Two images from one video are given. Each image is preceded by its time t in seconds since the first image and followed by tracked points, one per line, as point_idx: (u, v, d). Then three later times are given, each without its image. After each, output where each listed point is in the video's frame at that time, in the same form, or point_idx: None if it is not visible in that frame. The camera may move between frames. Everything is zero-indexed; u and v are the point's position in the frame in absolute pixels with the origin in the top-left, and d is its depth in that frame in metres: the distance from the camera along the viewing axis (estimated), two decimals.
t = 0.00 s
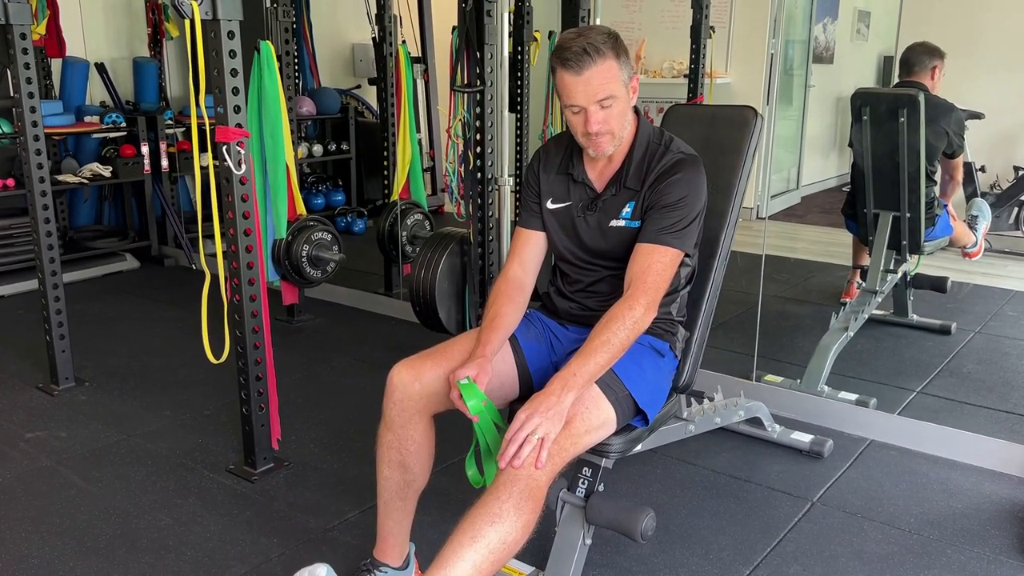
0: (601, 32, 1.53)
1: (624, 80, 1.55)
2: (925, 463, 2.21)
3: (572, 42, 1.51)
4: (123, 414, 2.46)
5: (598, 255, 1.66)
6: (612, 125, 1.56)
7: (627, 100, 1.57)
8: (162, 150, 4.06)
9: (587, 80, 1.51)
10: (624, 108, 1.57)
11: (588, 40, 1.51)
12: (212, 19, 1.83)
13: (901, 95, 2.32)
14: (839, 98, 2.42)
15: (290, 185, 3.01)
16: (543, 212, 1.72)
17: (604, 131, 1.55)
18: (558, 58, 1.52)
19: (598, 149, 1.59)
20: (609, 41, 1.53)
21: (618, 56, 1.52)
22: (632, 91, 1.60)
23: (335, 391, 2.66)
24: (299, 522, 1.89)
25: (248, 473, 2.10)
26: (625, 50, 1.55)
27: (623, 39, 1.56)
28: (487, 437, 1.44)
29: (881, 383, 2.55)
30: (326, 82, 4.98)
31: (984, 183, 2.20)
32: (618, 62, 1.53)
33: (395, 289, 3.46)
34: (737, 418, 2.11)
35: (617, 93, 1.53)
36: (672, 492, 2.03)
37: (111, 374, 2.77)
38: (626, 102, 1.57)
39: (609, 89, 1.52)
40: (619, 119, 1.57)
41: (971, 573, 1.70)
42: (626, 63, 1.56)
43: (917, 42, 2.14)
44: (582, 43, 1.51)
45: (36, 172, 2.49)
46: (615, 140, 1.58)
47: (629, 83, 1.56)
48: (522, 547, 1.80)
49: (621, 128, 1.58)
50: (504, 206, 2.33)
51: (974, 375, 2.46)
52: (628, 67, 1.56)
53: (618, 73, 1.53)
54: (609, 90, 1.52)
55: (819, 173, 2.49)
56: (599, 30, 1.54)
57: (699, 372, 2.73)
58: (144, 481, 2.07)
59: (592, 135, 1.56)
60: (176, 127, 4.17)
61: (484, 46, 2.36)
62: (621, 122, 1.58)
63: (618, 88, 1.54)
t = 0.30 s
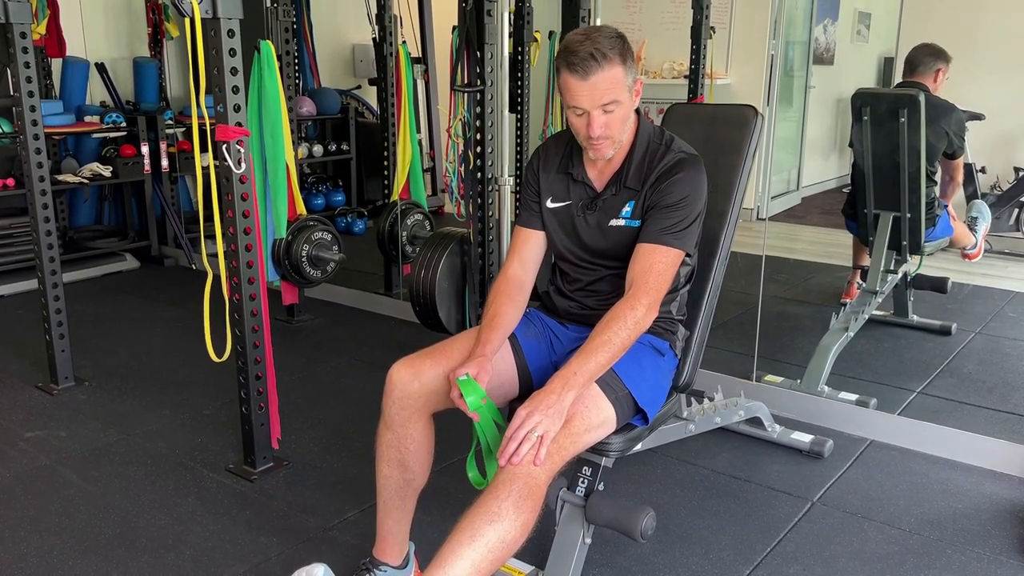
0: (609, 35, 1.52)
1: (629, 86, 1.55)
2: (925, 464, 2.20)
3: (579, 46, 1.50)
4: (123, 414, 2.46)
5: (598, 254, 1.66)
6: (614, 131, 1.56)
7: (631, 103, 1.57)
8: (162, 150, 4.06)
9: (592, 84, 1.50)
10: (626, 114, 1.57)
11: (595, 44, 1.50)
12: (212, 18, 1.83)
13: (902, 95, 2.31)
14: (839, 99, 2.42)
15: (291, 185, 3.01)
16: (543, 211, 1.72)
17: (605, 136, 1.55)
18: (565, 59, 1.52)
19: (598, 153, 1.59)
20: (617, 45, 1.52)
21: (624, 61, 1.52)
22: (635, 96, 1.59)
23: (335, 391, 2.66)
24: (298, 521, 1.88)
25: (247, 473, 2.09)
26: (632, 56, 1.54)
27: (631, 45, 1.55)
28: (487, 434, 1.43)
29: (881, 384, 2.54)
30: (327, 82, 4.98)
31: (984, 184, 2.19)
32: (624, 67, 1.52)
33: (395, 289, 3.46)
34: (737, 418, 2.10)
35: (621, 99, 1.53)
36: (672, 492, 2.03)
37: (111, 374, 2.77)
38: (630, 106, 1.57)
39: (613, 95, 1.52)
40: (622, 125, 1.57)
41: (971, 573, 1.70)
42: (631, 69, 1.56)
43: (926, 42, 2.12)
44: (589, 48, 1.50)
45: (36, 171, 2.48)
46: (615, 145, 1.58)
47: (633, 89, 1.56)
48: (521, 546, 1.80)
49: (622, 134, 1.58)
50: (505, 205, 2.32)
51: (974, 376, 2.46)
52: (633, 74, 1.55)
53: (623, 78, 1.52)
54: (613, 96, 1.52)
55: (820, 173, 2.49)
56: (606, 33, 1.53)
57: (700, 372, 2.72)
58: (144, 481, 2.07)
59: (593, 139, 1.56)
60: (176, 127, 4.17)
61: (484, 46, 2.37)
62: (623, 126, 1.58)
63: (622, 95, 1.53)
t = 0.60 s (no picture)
0: (630, 35, 1.55)
1: (647, 86, 1.56)
2: (926, 464, 2.20)
3: (606, 39, 1.52)
4: (123, 413, 2.46)
5: (598, 253, 1.66)
6: (630, 127, 1.56)
7: (645, 105, 1.58)
8: (163, 150, 4.07)
9: (617, 77, 1.51)
10: (641, 114, 1.58)
11: (621, 38, 1.52)
12: (213, 16, 1.83)
13: (903, 95, 2.30)
14: (839, 101, 2.42)
15: (291, 185, 3.02)
16: (544, 211, 1.71)
17: (621, 131, 1.55)
18: (589, 50, 1.52)
19: (609, 150, 1.57)
20: (638, 45, 1.54)
21: (645, 60, 1.54)
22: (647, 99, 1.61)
23: (335, 390, 2.65)
24: (299, 520, 1.88)
25: (248, 472, 2.09)
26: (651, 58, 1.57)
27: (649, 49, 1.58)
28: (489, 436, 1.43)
29: (882, 384, 2.53)
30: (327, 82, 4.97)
31: (986, 185, 2.21)
32: (645, 66, 1.54)
33: (396, 289, 3.45)
34: (738, 418, 2.10)
35: (641, 96, 1.54)
36: (673, 491, 2.02)
37: (112, 373, 2.76)
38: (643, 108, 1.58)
39: (634, 91, 1.53)
40: (635, 124, 1.57)
41: (973, 573, 1.69)
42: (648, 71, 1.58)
43: (928, 42, 2.13)
44: (616, 41, 1.52)
45: (37, 170, 2.48)
46: (627, 144, 1.58)
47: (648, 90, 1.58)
48: (522, 545, 1.80)
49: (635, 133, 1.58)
50: (505, 204, 2.33)
51: (975, 376, 2.45)
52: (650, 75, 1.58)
53: (644, 75, 1.54)
54: (635, 91, 1.53)
55: (821, 174, 2.49)
56: (628, 33, 1.55)
57: (701, 372, 2.72)
58: (144, 479, 2.06)
59: (608, 133, 1.55)
60: (176, 127, 4.17)
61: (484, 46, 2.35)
62: (635, 126, 1.58)
63: (642, 92, 1.55)
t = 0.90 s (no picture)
0: (631, 28, 1.55)
1: (647, 80, 1.56)
2: (928, 464, 2.19)
3: (606, 32, 1.51)
4: (124, 412, 2.46)
5: (599, 250, 1.66)
6: (629, 121, 1.55)
7: (645, 98, 1.58)
8: (165, 150, 4.07)
9: (616, 69, 1.50)
10: (641, 107, 1.57)
11: (621, 31, 1.51)
12: (214, 15, 1.83)
13: (905, 95, 2.30)
14: (841, 101, 2.41)
15: (292, 184, 3.02)
16: (545, 207, 1.71)
17: (620, 124, 1.55)
18: (589, 43, 1.52)
19: (609, 143, 1.57)
20: (638, 38, 1.54)
21: (645, 53, 1.54)
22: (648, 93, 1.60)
23: (336, 389, 2.65)
24: (299, 519, 1.88)
25: (248, 471, 2.09)
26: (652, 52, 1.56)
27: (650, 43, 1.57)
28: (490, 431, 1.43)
29: (884, 384, 2.52)
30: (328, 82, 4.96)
31: (987, 184, 2.22)
32: (645, 59, 1.54)
33: (397, 289, 3.45)
34: (739, 417, 2.09)
35: (640, 89, 1.53)
36: (674, 491, 2.02)
37: (113, 372, 2.76)
38: (644, 101, 1.58)
39: (634, 84, 1.53)
40: (635, 117, 1.57)
41: (974, 573, 1.69)
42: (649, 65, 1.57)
43: (925, 41, 2.13)
44: (616, 34, 1.51)
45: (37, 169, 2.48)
46: (627, 137, 1.58)
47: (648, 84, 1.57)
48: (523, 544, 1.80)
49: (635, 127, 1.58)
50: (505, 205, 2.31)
51: (977, 376, 2.44)
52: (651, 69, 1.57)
53: (644, 69, 1.53)
54: (634, 84, 1.52)
55: (822, 175, 2.49)
56: (629, 27, 1.55)
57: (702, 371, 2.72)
58: (145, 478, 2.07)
59: (607, 126, 1.55)
60: (178, 127, 4.18)
61: (486, 45, 2.36)
62: (635, 120, 1.58)
63: (641, 86, 1.54)
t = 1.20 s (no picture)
0: (609, 11, 1.55)
1: (626, 60, 1.55)
2: (929, 463, 2.19)
3: (578, 15, 1.53)
4: (125, 411, 2.46)
5: (601, 242, 1.65)
6: (610, 102, 1.56)
7: (628, 80, 1.58)
8: (167, 149, 4.08)
9: (587, 51, 1.52)
10: (624, 88, 1.57)
11: (595, 14, 1.52)
12: (216, 14, 1.83)
13: (906, 95, 2.31)
14: (842, 101, 2.42)
15: (293, 184, 3.02)
16: (546, 203, 1.71)
17: (601, 105, 1.55)
18: (563, 28, 1.54)
19: (593, 125, 1.58)
20: (617, 20, 1.54)
21: (623, 35, 1.54)
22: (634, 75, 1.60)
23: (338, 389, 2.65)
24: (300, 518, 1.88)
25: (250, 470, 2.09)
26: (631, 33, 1.56)
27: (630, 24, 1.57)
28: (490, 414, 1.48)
29: (885, 384, 2.52)
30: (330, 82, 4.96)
31: (988, 185, 2.20)
32: (622, 40, 1.54)
33: (398, 289, 3.46)
34: (741, 417, 2.08)
35: (617, 69, 1.54)
36: (675, 490, 2.02)
37: (114, 372, 2.77)
38: (626, 81, 1.57)
39: (609, 65, 1.53)
40: (617, 97, 1.57)
41: (976, 573, 1.69)
42: (630, 46, 1.57)
43: (910, 34, 2.16)
44: (589, 17, 1.53)
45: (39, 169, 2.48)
46: (612, 119, 1.58)
47: (630, 65, 1.57)
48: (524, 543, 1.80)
49: (619, 108, 1.58)
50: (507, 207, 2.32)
51: (978, 376, 2.44)
52: (632, 50, 1.57)
53: (620, 49, 1.53)
54: (609, 65, 1.53)
55: (824, 174, 2.49)
56: (606, 10, 1.56)
57: (703, 371, 2.71)
58: (147, 477, 2.07)
59: (588, 108, 1.56)
60: (179, 127, 4.17)
61: (488, 44, 2.37)
62: (620, 101, 1.58)
63: (618, 66, 1.54)
